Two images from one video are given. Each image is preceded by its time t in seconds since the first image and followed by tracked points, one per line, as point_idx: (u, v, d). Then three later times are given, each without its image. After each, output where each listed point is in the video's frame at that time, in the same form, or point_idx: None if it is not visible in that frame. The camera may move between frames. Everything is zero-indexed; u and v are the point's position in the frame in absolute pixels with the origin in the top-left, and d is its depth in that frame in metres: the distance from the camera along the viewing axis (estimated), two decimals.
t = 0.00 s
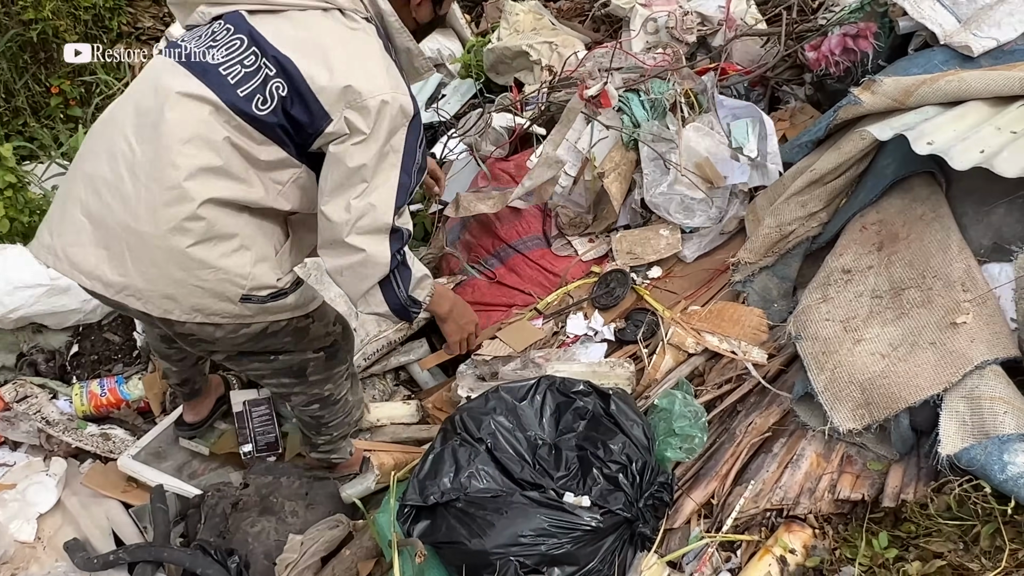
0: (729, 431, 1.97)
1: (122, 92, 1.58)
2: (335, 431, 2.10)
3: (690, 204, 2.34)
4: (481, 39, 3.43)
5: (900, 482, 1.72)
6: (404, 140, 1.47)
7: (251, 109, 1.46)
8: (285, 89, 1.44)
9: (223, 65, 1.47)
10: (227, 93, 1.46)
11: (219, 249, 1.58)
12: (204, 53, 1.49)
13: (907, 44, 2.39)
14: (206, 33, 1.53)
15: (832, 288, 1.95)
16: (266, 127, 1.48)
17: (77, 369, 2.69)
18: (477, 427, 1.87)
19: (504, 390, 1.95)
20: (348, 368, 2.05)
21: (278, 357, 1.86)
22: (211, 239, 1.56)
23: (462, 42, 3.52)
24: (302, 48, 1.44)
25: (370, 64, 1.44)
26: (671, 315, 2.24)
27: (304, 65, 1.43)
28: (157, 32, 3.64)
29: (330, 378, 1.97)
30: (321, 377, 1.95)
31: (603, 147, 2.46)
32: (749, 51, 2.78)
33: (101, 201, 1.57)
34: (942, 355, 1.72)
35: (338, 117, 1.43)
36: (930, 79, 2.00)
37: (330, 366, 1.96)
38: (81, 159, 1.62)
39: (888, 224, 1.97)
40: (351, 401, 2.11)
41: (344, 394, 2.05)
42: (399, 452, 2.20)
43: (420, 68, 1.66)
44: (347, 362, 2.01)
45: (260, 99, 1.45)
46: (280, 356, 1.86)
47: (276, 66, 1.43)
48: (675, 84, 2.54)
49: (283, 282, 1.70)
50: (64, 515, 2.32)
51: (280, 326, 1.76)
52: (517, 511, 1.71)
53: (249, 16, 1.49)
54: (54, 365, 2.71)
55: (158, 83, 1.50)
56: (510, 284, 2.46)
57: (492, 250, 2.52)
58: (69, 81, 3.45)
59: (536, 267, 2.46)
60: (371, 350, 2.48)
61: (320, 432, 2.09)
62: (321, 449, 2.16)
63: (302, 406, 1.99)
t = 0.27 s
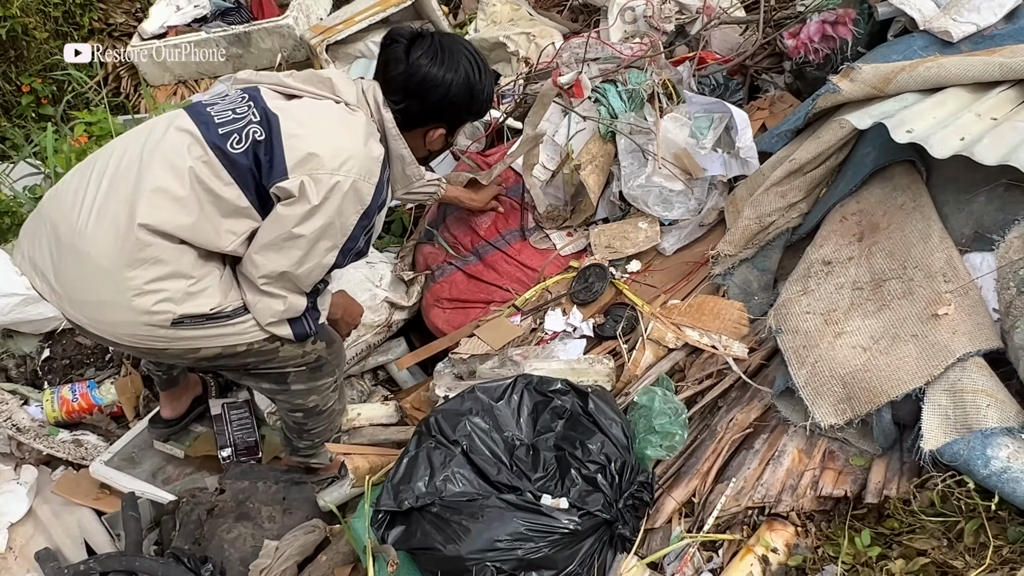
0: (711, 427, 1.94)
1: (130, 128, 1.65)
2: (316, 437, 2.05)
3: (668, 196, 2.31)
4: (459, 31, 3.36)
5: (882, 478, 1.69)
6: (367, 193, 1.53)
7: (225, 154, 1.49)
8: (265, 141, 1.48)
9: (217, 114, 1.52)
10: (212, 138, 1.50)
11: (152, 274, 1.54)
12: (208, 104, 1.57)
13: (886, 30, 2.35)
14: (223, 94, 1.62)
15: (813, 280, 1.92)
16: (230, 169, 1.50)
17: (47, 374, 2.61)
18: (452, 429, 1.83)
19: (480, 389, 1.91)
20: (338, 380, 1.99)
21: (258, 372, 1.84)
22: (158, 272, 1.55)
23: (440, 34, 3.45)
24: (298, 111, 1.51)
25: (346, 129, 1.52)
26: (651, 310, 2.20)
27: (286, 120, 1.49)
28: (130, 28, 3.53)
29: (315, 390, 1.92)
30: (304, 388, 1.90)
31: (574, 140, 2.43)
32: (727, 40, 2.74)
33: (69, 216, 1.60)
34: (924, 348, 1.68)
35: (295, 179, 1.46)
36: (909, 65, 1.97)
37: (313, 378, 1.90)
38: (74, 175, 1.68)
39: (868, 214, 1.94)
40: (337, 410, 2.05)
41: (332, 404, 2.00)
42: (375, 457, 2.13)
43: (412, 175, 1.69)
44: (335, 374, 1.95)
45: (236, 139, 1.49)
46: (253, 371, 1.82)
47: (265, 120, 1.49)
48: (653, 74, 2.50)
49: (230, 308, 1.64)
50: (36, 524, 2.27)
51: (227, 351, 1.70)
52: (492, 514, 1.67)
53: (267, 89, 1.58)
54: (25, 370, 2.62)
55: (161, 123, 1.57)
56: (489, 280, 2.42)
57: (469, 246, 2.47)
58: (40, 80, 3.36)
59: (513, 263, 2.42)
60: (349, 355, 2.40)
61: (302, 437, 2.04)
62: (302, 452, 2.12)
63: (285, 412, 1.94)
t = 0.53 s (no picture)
0: (702, 421, 1.91)
1: (38, 155, 1.65)
2: (290, 440, 2.00)
3: (659, 187, 2.26)
4: (447, 21, 3.31)
5: (876, 472, 1.66)
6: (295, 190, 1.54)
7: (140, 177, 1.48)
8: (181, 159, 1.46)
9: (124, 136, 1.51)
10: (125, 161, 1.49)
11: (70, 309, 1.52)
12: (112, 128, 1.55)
13: (878, 15, 2.31)
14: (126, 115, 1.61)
15: (804, 271, 1.88)
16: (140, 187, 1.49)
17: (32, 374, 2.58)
18: (438, 427, 1.79)
19: (467, 387, 1.87)
20: (298, 384, 1.95)
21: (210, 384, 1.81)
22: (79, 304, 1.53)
23: (428, 24, 3.40)
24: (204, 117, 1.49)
25: (264, 137, 1.51)
26: (641, 303, 2.16)
27: (189, 129, 1.47)
28: (114, 22, 3.43)
29: (274, 395, 1.88)
30: (261, 394, 1.86)
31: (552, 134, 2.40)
32: (717, 27, 2.69)
33: None
34: (917, 339, 1.64)
35: (208, 190, 1.44)
36: (901, 51, 1.93)
37: (270, 383, 1.86)
38: None
39: (860, 204, 1.90)
40: (304, 415, 2.01)
41: (295, 409, 1.96)
42: (361, 456, 2.13)
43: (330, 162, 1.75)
44: (293, 377, 1.90)
45: (139, 156, 1.48)
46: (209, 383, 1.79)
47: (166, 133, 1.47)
48: (642, 62, 2.44)
49: (164, 327, 1.62)
50: (21, 528, 2.24)
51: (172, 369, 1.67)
52: (479, 514, 1.64)
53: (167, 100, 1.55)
54: (10, 371, 2.59)
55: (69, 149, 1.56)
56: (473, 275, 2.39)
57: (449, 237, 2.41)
58: (24, 76, 3.31)
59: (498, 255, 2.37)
60: (336, 353, 2.36)
61: (273, 444, 2.00)
62: (279, 460, 2.06)
63: (248, 421, 1.92)
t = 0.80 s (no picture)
0: (705, 414, 1.93)
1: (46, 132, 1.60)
2: (291, 435, 2.01)
3: (665, 183, 2.29)
4: (449, 20, 3.33)
5: (877, 462, 1.68)
6: (316, 193, 1.59)
7: (169, 173, 1.51)
8: (219, 163, 1.49)
9: (155, 121, 1.51)
10: (155, 151, 1.51)
11: (94, 301, 1.55)
12: (134, 104, 1.54)
13: (877, 11, 2.33)
14: (146, 85, 1.58)
15: (805, 264, 1.90)
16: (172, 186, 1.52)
17: (41, 372, 2.61)
18: (444, 420, 1.82)
19: (472, 381, 1.90)
20: (299, 379, 1.98)
21: (213, 378, 1.83)
22: (102, 296, 1.56)
23: (431, 24, 3.42)
24: (236, 112, 1.49)
25: (288, 132, 1.52)
26: (644, 298, 2.18)
27: (230, 132, 1.49)
28: (119, 23, 3.50)
29: (274, 390, 1.91)
30: (261, 389, 1.89)
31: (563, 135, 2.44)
32: (718, 24, 2.71)
33: None
34: (917, 331, 1.66)
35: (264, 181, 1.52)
36: (899, 46, 1.95)
37: (272, 379, 1.89)
38: None
39: (860, 198, 1.92)
40: (304, 410, 2.01)
41: (295, 405, 1.96)
42: (368, 450, 2.17)
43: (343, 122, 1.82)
44: (293, 373, 1.94)
45: (193, 177, 1.51)
46: (211, 376, 1.81)
47: (203, 131, 1.48)
48: (647, 62, 2.50)
49: (178, 323, 1.66)
50: (31, 523, 2.26)
51: (183, 361, 1.72)
52: (485, 506, 1.66)
53: (196, 79, 1.54)
54: (18, 369, 2.61)
55: (87, 124, 1.54)
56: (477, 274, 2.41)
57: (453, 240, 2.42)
58: (29, 77, 3.27)
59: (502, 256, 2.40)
60: (342, 349, 2.40)
61: (272, 438, 2.01)
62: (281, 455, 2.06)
63: (246, 415, 1.93)
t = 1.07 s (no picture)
0: (710, 412, 1.93)
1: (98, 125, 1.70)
2: (308, 436, 2.06)
3: (668, 183, 2.29)
4: (454, 22, 3.34)
5: (882, 459, 1.69)
6: (338, 223, 1.66)
7: (197, 174, 1.58)
8: (245, 172, 1.56)
9: (195, 122, 1.60)
10: (188, 152, 1.59)
11: (117, 286, 1.63)
12: (179, 105, 1.63)
13: (881, 10, 2.33)
14: (194, 89, 1.67)
15: (809, 263, 1.91)
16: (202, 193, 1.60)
17: (48, 374, 2.62)
18: (450, 419, 1.82)
19: (478, 380, 1.90)
20: (318, 381, 2.04)
21: (232, 377, 1.92)
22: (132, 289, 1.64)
23: (435, 26, 3.43)
24: (274, 128, 1.56)
25: (319, 159, 1.58)
26: (649, 297, 2.19)
27: (261, 144, 1.56)
28: (125, 27, 3.47)
29: (292, 392, 1.97)
30: (280, 390, 1.96)
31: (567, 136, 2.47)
32: (723, 24, 2.73)
33: (35, 221, 1.66)
34: (922, 328, 1.67)
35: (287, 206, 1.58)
36: (903, 45, 1.96)
37: (290, 381, 1.96)
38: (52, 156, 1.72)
39: (864, 196, 1.93)
40: (321, 411, 2.06)
41: (313, 405, 2.02)
42: (374, 450, 2.17)
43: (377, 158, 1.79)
44: (313, 375, 2.00)
45: (216, 180, 1.57)
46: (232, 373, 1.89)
47: (237, 138, 1.56)
48: (649, 63, 2.51)
49: (200, 323, 1.74)
50: (39, 524, 2.28)
51: (202, 356, 1.80)
52: (491, 504, 1.67)
53: (241, 91, 1.61)
54: (26, 370, 2.62)
55: (136, 122, 1.63)
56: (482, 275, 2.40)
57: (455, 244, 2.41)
58: (36, 81, 3.29)
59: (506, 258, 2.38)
60: (347, 351, 2.42)
61: (287, 437, 2.05)
62: (293, 453, 2.11)
63: (265, 415, 2.00)
